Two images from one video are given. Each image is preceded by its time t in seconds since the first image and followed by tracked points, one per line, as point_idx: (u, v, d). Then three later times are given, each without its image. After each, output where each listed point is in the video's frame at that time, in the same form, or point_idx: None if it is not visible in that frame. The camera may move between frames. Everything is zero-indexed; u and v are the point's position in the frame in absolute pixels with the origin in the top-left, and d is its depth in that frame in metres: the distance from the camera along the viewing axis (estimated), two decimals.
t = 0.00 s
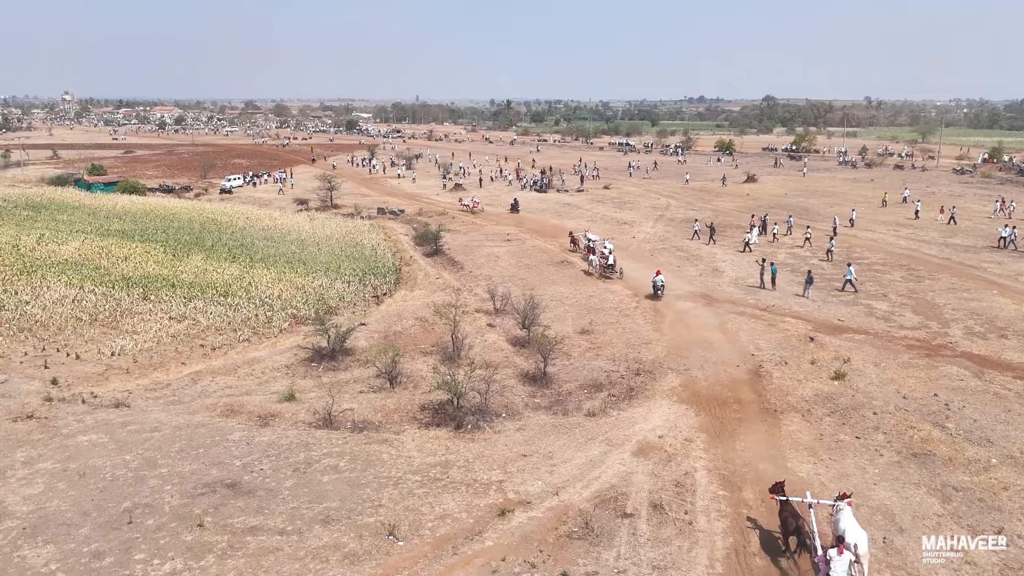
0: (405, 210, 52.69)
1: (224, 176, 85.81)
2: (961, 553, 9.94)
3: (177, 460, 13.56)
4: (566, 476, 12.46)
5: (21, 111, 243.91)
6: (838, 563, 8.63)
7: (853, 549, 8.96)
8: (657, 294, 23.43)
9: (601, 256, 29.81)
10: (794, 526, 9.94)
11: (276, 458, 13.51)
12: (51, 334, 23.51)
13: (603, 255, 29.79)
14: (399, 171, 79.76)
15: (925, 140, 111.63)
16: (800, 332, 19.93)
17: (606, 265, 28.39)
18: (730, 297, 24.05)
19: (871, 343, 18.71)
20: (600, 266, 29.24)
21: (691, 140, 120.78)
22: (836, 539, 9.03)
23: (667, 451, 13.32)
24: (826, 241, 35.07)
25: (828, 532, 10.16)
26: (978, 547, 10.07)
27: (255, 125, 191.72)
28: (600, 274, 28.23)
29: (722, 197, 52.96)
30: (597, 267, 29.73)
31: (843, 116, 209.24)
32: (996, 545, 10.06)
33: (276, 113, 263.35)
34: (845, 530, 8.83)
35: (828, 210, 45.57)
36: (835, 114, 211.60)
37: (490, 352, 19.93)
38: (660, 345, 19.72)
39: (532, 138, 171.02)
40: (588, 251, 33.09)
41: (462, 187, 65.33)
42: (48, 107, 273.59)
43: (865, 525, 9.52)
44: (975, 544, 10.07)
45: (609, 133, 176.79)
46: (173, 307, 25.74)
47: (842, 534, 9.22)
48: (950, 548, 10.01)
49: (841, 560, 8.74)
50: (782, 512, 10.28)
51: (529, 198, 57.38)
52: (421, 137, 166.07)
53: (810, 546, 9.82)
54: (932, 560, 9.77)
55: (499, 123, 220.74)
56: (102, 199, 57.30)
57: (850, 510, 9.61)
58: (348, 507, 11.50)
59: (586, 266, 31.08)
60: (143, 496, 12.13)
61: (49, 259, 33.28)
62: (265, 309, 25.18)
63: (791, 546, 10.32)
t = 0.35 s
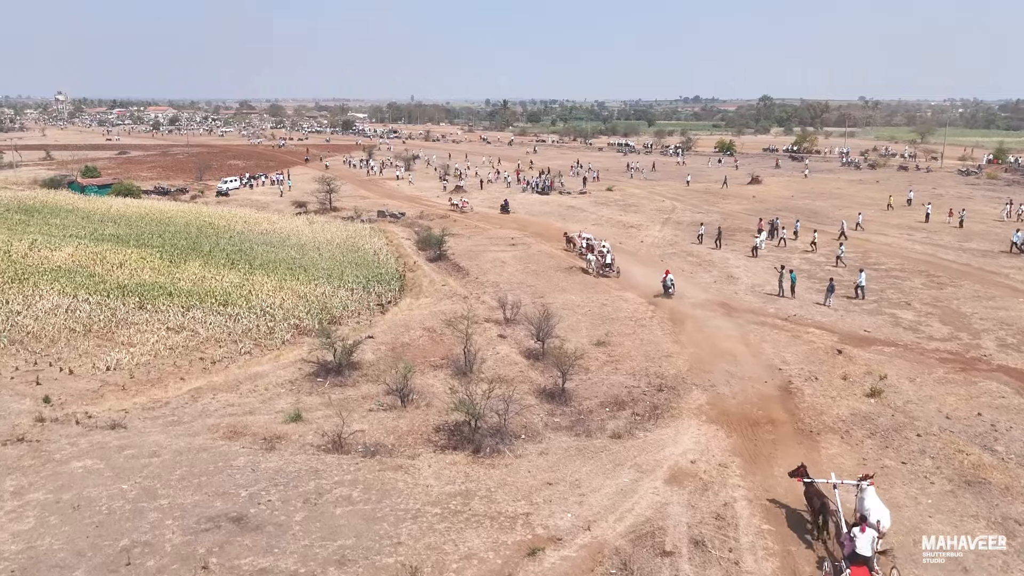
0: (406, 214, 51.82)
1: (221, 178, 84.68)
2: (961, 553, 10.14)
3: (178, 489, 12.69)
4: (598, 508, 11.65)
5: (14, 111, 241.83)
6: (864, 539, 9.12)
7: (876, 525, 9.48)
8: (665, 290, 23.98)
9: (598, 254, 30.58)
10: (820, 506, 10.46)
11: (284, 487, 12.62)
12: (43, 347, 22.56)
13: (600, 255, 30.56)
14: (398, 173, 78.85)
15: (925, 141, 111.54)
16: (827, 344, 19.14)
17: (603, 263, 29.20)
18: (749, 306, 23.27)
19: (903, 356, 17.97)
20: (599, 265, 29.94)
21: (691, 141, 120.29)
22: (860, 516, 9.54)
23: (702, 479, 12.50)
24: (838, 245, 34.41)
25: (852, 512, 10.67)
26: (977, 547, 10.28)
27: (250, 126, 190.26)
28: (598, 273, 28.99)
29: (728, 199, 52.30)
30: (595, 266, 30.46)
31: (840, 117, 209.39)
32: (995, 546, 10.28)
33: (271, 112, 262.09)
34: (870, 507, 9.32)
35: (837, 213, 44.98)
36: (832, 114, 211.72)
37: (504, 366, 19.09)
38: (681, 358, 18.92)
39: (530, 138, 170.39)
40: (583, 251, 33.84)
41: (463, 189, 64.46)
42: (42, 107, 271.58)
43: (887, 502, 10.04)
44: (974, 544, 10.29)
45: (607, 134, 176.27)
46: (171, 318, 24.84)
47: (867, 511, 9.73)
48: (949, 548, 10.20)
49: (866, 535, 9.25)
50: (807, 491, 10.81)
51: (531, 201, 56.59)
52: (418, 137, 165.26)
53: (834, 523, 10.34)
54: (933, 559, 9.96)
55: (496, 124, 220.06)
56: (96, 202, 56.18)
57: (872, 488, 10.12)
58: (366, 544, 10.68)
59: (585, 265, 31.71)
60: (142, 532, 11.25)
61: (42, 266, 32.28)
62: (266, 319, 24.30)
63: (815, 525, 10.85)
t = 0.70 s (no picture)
0: (407, 217, 50.99)
1: (216, 180, 83.56)
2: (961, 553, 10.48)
3: (181, 523, 11.80)
4: (635, 544, 10.83)
5: (6, 111, 239.68)
6: (887, 514, 10.01)
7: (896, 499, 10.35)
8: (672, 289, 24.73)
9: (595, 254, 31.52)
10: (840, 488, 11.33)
11: (295, 521, 11.75)
12: (35, 361, 21.63)
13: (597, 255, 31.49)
14: (397, 175, 77.97)
15: (924, 142, 111.57)
16: (857, 357, 18.39)
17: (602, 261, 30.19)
18: (770, 316, 22.52)
19: (937, 371, 17.24)
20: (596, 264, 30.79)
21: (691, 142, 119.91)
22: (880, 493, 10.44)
23: (744, 512, 11.68)
24: (852, 249, 33.76)
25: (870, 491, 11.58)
26: (978, 546, 10.60)
27: (246, 126, 188.77)
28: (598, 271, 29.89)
29: (734, 201, 51.65)
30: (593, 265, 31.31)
31: (838, 117, 209.42)
32: (996, 545, 10.60)
33: (266, 112, 261.18)
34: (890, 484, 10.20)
35: (846, 216, 44.42)
36: (830, 115, 211.80)
37: (519, 382, 18.25)
38: (705, 373, 18.13)
39: (527, 138, 169.59)
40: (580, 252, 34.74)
41: (463, 192, 63.67)
42: (35, 108, 269.71)
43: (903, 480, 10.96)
44: (974, 544, 10.62)
45: (605, 134, 175.73)
46: (169, 329, 23.91)
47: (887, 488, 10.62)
48: (949, 548, 10.55)
49: (889, 510, 10.14)
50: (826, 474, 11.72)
51: (534, 204, 55.83)
52: (416, 138, 164.29)
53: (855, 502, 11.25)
54: (932, 558, 10.33)
55: (493, 124, 219.19)
56: (90, 206, 55.03)
57: (889, 468, 10.98)
58: None
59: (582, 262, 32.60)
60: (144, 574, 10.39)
61: (34, 273, 31.30)
62: (268, 330, 23.46)
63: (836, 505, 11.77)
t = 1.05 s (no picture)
0: (409, 221, 50.14)
1: (212, 182, 82.37)
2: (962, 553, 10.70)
3: (184, 563, 10.91)
4: None
5: None
6: (902, 493, 10.64)
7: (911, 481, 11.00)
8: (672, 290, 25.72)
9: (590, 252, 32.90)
10: (859, 475, 11.96)
11: (310, 559, 10.90)
12: (28, 375, 20.70)
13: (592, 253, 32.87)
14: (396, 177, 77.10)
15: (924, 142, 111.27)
16: (891, 372, 17.63)
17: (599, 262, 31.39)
18: (793, 326, 21.76)
19: (976, 387, 16.55)
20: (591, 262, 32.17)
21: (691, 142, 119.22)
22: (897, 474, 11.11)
23: (794, 548, 10.88)
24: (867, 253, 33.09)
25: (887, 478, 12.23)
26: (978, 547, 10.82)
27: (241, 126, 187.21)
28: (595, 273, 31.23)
29: (740, 204, 50.97)
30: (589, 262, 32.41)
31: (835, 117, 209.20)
32: (995, 546, 10.83)
33: (261, 112, 259.91)
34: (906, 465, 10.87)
35: (855, 219, 43.81)
36: (827, 114, 211.66)
37: (538, 399, 17.40)
38: (732, 389, 17.34)
39: (525, 138, 168.65)
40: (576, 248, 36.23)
41: (464, 194, 62.83)
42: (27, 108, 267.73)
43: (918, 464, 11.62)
44: (975, 545, 10.83)
45: (603, 134, 174.95)
46: (168, 340, 22.99)
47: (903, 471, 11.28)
48: (950, 548, 10.77)
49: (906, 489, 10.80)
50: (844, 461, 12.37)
51: (537, 207, 55.04)
52: (413, 138, 163.12)
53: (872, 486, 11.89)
54: (933, 558, 10.54)
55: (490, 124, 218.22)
56: (83, 209, 53.90)
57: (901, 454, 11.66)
58: None
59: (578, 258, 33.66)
60: None
61: (27, 281, 30.32)
62: (272, 342, 22.60)
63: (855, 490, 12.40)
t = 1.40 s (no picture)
0: (410, 224, 49.32)
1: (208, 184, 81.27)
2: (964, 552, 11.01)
3: None
4: None
5: None
6: (913, 478, 11.47)
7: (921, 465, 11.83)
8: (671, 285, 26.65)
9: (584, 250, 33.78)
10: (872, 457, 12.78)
11: None
12: (22, 391, 19.80)
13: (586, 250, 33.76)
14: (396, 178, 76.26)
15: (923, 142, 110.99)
16: (928, 387, 16.91)
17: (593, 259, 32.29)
18: (819, 336, 21.02)
19: (1019, 404, 15.86)
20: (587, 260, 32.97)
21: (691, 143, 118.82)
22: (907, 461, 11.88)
23: None
24: (883, 257, 32.42)
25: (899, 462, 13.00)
26: (978, 545, 11.13)
27: (236, 127, 185.86)
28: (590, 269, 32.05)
29: (747, 207, 50.34)
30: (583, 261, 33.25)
31: (832, 116, 209.20)
32: (997, 545, 11.09)
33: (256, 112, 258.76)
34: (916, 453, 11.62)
35: (864, 221, 43.23)
36: (825, 114, 211.64)
37: (560, 418, 16.57)
38: (762, 406, 16.54)
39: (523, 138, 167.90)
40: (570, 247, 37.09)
41: (465, 196, 61.99)
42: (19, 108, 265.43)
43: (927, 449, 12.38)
44: (974, 544, 11.14)
45: (600, 134, 174.43)
46: (167, 353, 22.11)
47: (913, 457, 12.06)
48: (950, 548, 11.07)
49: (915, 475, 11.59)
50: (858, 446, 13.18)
51: (540, 210, 54.24)
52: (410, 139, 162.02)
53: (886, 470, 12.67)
54: (933, 558, 10.83)
55: (487, 124, 217.42)
56: (77, 213, 52.78)
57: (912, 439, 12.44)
58: None
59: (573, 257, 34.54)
60: None
61: (20, 289, 29.34)
62: (276, 354, 21.75)
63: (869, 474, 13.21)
